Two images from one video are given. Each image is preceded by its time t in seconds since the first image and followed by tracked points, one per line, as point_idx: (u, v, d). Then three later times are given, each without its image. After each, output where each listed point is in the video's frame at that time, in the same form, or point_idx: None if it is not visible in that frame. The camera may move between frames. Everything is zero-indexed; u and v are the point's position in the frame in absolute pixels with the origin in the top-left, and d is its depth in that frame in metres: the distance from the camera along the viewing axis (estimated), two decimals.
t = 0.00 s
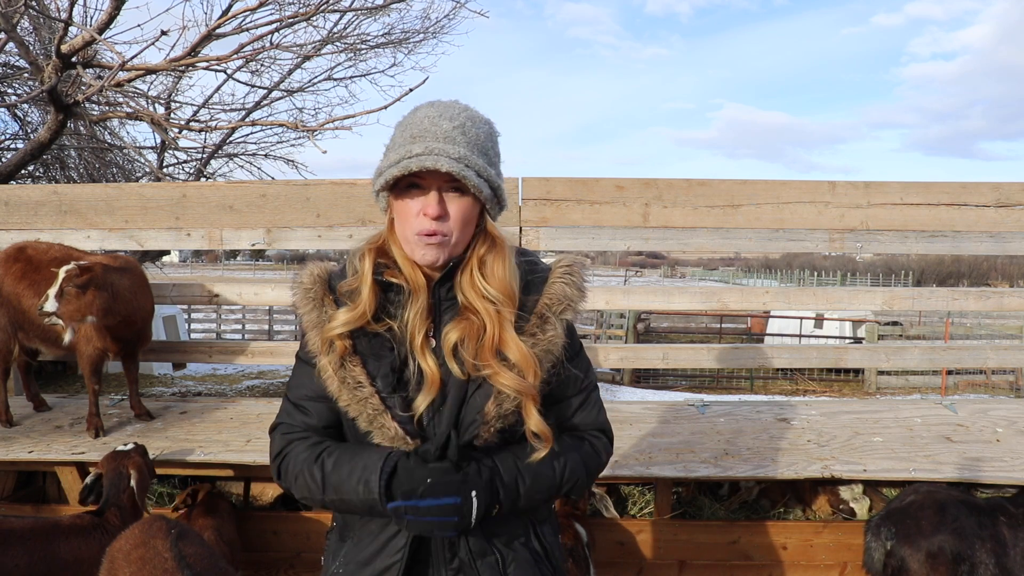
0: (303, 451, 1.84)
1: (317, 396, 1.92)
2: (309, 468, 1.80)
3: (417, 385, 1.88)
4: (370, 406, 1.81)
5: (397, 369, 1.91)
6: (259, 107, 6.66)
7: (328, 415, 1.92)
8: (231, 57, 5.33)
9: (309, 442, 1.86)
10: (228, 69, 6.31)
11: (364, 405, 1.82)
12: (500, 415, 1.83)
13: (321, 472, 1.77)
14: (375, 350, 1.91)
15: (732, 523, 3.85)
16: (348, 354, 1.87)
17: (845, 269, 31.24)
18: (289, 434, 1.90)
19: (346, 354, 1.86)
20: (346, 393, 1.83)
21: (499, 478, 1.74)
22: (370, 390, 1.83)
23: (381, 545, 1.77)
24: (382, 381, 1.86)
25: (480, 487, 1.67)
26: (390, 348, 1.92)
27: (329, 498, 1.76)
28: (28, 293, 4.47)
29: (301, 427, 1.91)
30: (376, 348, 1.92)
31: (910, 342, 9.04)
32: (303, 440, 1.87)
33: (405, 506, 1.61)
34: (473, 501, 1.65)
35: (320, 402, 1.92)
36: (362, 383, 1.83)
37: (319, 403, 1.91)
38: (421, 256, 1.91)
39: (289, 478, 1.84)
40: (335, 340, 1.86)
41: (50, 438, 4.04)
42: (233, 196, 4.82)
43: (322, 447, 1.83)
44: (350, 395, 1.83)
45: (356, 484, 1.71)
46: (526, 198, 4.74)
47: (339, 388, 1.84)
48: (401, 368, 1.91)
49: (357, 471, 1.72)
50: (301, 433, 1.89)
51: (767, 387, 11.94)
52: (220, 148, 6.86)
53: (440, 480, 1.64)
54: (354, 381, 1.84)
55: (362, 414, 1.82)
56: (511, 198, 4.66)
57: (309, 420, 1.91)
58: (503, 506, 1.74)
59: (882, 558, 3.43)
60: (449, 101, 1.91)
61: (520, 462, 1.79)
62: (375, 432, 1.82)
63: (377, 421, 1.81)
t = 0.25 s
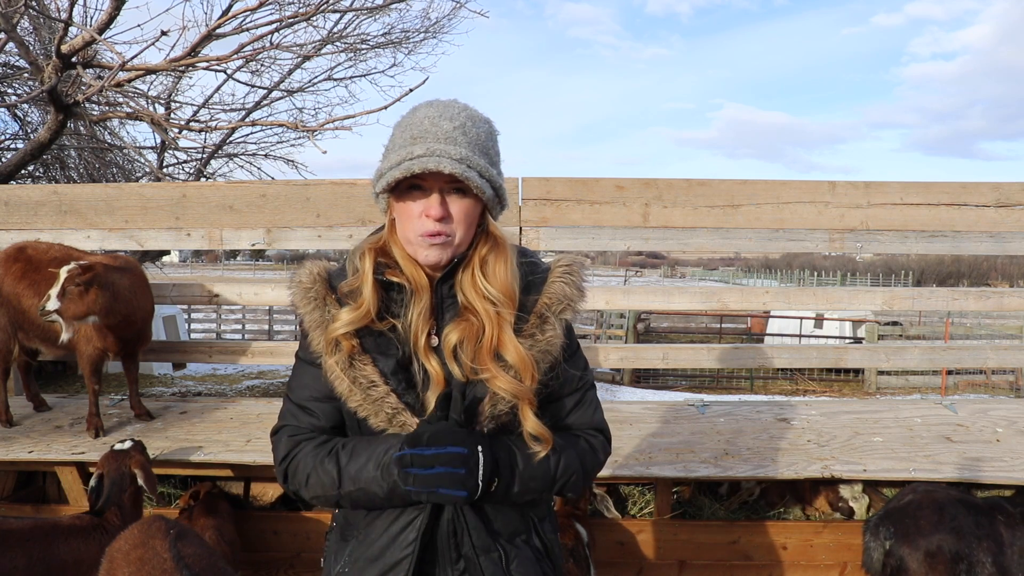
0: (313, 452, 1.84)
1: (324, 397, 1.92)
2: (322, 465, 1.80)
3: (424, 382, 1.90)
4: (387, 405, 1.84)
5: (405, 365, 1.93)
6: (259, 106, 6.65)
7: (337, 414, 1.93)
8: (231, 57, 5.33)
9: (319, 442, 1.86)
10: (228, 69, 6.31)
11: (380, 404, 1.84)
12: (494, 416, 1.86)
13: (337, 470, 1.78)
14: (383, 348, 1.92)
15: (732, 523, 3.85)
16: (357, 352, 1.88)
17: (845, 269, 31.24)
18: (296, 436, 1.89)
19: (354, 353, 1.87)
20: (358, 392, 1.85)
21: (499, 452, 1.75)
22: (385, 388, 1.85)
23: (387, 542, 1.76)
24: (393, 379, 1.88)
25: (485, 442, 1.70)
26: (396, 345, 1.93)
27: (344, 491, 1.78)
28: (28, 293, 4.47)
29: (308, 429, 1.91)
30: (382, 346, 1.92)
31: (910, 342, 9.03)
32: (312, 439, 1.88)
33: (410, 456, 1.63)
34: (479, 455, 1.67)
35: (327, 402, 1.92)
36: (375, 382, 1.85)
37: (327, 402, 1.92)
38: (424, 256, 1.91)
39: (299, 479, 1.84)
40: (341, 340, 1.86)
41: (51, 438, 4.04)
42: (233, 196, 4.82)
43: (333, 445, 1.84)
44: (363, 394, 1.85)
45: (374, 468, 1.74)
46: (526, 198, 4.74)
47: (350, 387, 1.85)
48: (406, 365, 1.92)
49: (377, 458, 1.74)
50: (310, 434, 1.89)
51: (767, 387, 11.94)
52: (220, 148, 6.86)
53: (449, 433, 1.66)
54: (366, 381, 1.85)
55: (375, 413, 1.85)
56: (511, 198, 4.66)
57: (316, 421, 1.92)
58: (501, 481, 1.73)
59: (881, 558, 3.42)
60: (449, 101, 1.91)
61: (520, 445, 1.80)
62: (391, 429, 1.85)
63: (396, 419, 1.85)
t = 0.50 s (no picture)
0: (315, 458, 1.83)
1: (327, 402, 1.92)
2: (325, 473, 1.79)
3: (427, 383, 1.91)
4: (390, 405, 1.84)
5: (409, 365, 1.93)
6: (259, 107, 6.65)
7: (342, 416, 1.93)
8: (231, 57, 5.32)
9: (321, 449, 1.85)
10: (228, 69, 6.31)
11: (383, 404, 1.84)
12: (496, 414, 1.85)
13: (339, 478, 1.78)
14: (387, 347, 1.92)
15: (732, 523, 3.85)
16: (361, 352, 1.88)
17: (845, 269, 31.24)
18: (299, 438, 1.88)
19: (359, 353, 1.87)
20: (361, 392, 1.84)
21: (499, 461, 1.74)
22: (389, 388, 1.85)
23: (389, 545, 1.76)
24: (399, 379, 1.88)
25: (483, 453, 1.68)
26: (400, 345, 1.94)
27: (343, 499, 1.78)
28: (28, 293, 4.47)
29: (311, 431, 1.90)
30: (387, 345, 1.93)
31: (910, 342, 9.03)
32: (313, 446, 1.86)
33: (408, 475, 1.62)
34: (479, 467, 1.65)
35: (332, 406, 1.92)
36: (380, 382, 1.85)
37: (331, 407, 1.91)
38: (433, 262, 1.91)
39: (302, 483, 1.83)
40: (347, 340, 1.86)
41: (50, 438, 4.04)
42: (233, 196, 4.82)
43: (337, 449, 1.84)
44: (367, 393, 1.84)
45: (379, 482, 1.73)
46: (526, 198, 4.75)
47: (353, 388, 1.85)
48: (411, 365, 1.93)
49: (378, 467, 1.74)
50: (314, 442, 1.87)
51: (767, 387, 11.94)
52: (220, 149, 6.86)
53: (447, 445, 1.65)
54: (371, 381, 1.85)
55: (378, 413, 1.85)
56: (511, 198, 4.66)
57: (319, 423, 1.91)
58: (505, 492, 1.73)
59: (879, 558, 3.42)
60: (452, 100, 1.91)
61: (521, 454, 1.80)
62: (394, 429, 1.86)
63: (399, 420, 1.85)
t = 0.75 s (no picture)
0: (314, 449, 1.83)
1: (327, 395, 1.93)
2: (323, 463, 1.79)
3: (427, 373, 1.90)
4: (386, 396, 1.83)
5: (408, 357, 1.93)
6: (259, 107, 6.65)
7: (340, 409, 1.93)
8: (231, 57, 5.32)
9: (320, 441, 1.84)
10: (228, 69, 6.30)
11: (380, 395, 1.83)
12: (495, 406, 1.85)
13: (337, 468, 1.78)
14: (387, 339, 1.93)
15: (732, 523, 3.85)
16: (360, 343, 1.88)
17: (845, 269, 31.25)
18: (298, 433, 1.88)
19: (358, 343, 1.88)
20: (359, 383, 1.84)
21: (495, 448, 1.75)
22: (387, 378, 1.85)
23: (387, 542, 1.76)
24: (397, 369, 1.89)
25: (479, 439, 1.69)
26: (400, 337, 1.94)
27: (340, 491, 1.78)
28: (28, 293, 4.47)
29: (311, 425, 1.90)
30: (388, 337, 1.93)
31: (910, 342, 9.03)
32: (311, 438, 1.86)
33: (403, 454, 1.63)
34: (475, 452, 1.66)
35: (331, 399, 1.93)
36: (378, 372, 1.85)
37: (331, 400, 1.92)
38: (420, 261, 1.91)
39: (301, 477, 1.83)
40: (347, 331, 1.87)
41: (50, 438, 4.04)
42: (233, 196, 4.82)
43: (335, 441, 1.83)
44: (365, 384, 1.84)
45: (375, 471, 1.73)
46: (526, 198, 4.75)
47: (352, 378, 1.85)
48: (411, 358, 1.93)
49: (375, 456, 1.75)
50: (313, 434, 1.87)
51: (767, 387, 11.95)
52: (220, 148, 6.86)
53: (442, 429, 1.66)
54: (368, 370, 1.85)
55: (375, 404, 1.84)
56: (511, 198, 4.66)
57: (319, 417, 1.91)
58: (500, 480, 1.73)
59: (877, 558, 3.41)
60: (444, 102, 1.86)
61: (518, 446, 1.80)
62: (391, 421, 1.84)
63: (396, 409, 1.84)
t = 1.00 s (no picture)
0: (311, 446, 1.84)
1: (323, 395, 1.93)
2: (318, 463, 1.80)
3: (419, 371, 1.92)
4: (377, 393, 1.83)
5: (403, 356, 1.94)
6: (259, 107, 6.65)
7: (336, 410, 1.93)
8: (231, 57, 5.32)
9: (316, 440, 1.86)
10: (228, 69, 6.30)
11: (371, 392, 1.83)
12: (487, 406, 1.85)
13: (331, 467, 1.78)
14: (381, 337, 1.93)
15: (732, 524, 3.85)
16: (353, 340, 1.88)
17: (845, 269, 31.25)
18: (296, 432, 1.90)
19: (350, 339, 1.88)
20: (352, 380, 1.84)
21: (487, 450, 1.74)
22: (378, 376, 1.85)
23: (382, 541, 1.77)
24: (389, 368, 1.88)
25: (468, 441, 1.68)
26: (394, 336, 1.94)
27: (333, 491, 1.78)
28: (28, 293, 4.47)
29: (309, 425, 1.92)
30: (382, 335, 1.93)
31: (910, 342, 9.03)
32: (308, 438, 1.87)
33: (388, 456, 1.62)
34: (462, 454, 1.65)
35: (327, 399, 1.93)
36: (370, 370, 1.85)
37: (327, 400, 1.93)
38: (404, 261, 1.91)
39: (297, 475, 1.85)
40: (340, 326, 1.88)
41: (50, 438, 4.04)
42: (233, 196, 4.82)
43: (331, 439, 1.84)
44: (357, 382, 1.84)
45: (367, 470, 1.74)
46: (526, 198, 4.75)
47: (344, 375, 1.85)
48: (406, 357, 1.94)
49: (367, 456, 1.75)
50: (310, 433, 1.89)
51: (767, 387, 11.95)
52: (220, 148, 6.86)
53: (428, 430, 1.65)
54: (360, 369, 1.85)
55: (368, 402, 1.83)
56: (511, 198, 4.66)
57: (316, 417, 1.93)
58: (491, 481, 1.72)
59: (877, 559, 3.41)
60: (421, 107, 1.88)
61: (511, 447, 1.79)
62: (384, 420, 1.83)
63: (386, 408, 1.83)
